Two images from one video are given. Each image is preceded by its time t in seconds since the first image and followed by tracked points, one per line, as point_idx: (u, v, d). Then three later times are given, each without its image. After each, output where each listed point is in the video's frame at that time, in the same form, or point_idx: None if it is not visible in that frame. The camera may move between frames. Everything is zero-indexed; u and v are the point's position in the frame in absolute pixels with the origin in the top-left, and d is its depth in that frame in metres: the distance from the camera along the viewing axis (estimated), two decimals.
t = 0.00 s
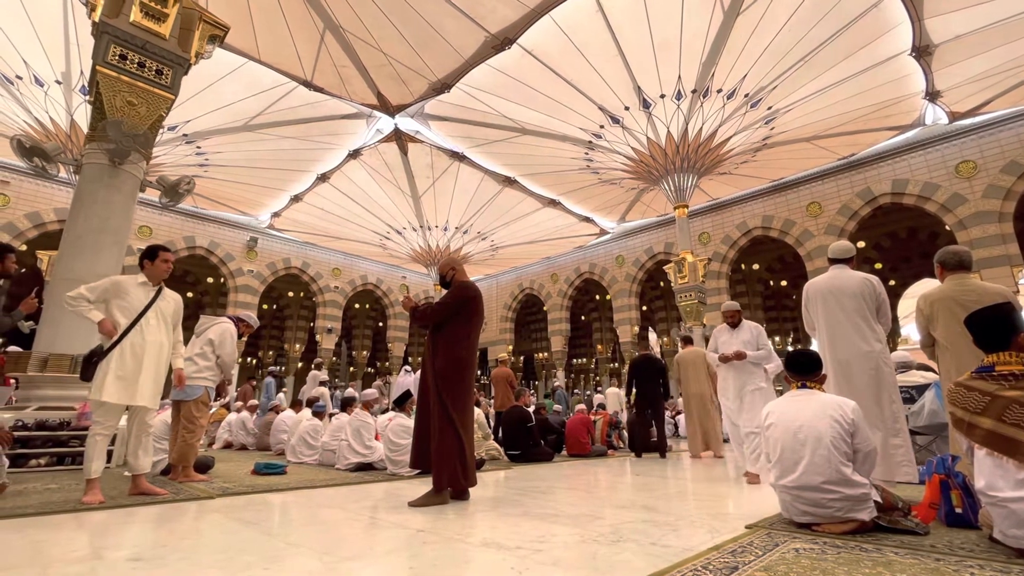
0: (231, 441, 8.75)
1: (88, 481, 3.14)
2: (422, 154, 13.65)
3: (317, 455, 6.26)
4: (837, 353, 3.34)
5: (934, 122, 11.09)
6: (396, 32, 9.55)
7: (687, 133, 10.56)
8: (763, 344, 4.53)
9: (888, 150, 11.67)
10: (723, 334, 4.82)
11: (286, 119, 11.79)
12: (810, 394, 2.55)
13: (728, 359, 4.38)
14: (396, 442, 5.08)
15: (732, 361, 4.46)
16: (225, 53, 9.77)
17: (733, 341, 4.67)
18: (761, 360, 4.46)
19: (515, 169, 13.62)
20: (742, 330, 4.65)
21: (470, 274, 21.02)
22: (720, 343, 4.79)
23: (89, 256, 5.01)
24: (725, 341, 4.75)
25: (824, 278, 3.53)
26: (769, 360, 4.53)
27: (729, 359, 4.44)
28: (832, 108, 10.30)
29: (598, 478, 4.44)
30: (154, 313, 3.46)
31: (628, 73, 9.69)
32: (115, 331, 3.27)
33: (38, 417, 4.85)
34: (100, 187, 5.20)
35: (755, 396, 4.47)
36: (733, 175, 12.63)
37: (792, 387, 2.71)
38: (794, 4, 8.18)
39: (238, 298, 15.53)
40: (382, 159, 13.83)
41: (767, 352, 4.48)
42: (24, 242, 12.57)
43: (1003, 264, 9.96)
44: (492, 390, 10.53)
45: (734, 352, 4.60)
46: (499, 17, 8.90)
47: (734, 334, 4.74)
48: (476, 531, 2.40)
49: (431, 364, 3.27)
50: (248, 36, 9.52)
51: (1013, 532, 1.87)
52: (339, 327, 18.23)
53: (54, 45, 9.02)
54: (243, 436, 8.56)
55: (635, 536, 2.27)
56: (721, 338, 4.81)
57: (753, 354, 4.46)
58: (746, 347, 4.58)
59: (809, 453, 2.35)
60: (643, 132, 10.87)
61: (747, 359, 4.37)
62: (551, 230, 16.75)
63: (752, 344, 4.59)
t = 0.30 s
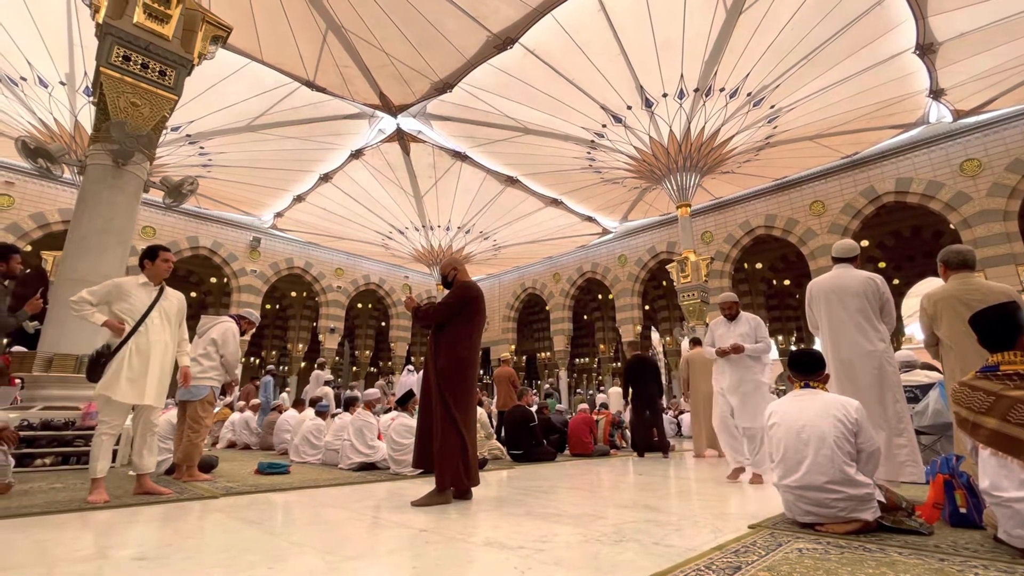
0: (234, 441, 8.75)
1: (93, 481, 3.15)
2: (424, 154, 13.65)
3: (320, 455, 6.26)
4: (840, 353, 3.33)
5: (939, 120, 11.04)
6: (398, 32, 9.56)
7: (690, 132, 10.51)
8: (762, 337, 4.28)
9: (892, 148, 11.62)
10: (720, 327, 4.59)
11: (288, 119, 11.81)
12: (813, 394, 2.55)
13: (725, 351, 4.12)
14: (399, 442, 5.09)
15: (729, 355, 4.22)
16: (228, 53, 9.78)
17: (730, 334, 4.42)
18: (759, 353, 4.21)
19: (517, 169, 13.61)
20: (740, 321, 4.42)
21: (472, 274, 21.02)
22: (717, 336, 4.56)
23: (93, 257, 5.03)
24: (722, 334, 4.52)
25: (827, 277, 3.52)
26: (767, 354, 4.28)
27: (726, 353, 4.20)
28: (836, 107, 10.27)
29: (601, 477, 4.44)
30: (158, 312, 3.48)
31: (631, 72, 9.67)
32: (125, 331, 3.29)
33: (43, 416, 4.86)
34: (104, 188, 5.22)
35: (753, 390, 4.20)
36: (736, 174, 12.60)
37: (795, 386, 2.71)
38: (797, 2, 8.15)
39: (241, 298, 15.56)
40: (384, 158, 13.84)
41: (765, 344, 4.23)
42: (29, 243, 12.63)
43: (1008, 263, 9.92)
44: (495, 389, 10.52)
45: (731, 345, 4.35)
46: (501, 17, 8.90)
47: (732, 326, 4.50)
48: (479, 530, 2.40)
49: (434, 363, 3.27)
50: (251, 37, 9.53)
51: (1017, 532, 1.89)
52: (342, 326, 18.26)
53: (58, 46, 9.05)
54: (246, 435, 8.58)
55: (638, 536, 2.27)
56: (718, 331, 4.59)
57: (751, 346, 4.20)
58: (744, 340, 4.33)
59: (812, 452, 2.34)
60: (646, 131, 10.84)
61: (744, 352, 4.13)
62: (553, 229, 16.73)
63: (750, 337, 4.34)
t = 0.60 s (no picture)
0: (238, 440, 8.78)
1: (98, 480, 3.16)
2: (426, 154, 13.66)
3: (323, 454, 6.27)
4: (843, 352, 3.33)
5: (944, 118, 10.99)
6: (401, 32, 9.57)
7: (693, 131, 10.48)
8: (755, 335, 4.11)
9: (896, 146, 11.57)
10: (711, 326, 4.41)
11: (291, 120, 11.84)
12: (817, 393, 2.54)
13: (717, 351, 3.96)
14: (403, 441, 5.12)
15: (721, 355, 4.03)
16: (231, 54, 9.81)
17: (723, 333, 4.25)
18: (753, 352, 4.03)
19: (519, 168, 13.61)
20: (731, 320, 4.25)
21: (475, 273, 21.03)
22: (708, 336, 4.38)
23: (98, 257, 5.06)
24: (713, 334, 4.35)
25: (829, 276, 3.51)
26: (762, 352, 4.11)
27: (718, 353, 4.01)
28: (839, 105, 10.23)
29: (604, 477, 4.44)
30: (161, 312, 3.50)
31: (633, 70, 9.64)
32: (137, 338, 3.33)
33: (49, 416, 4.91)
34: (108, 188, 5.23)
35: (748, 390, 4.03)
36: (739, 172, 12.57)
37: (798, 385, 2.70)
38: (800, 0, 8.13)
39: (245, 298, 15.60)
40: (386, 158, 13.85)
41: (758, 342, 4.05)
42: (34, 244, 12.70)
43: (1012, 261, 9.88)
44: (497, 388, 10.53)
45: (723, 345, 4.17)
46: (503, 16, 8.90)
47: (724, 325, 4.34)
48: (483, 529, 2.41)
49: (436, 362, 3.28)
50: (254, 37, 9.56)
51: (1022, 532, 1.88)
52: (345, 326, 18.30)
53: (62, 48, 9.09)
54: (250, 435, 8.61)
55: (642, 536, 2.26)
56: (709, 331, 4.41)
57: (745, 345, 4.02)
58: (736, 338, 4.16)
59: (816, 451, 2.34)
60: (648, 130, 10.81)
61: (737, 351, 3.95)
62: (556, 228, 16.72)
63: (743, 335, 4.17)
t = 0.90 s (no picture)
0: (243, 439, 8.82)
1: (104, 478, 3.17)
2: (429, 153, 13.66)
3: (327, 453, 6.29)
4: (847, 351, 3.31)
5: (949, 114, 10.92)
6: (403, 31, 9.57)
7: (696, 129, 10.43)
8: (745, 326, 3.99)
9: (901, 143, 11.51)
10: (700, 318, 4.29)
11: (294, 120, 11.87)
12: (822, 391, 2.53)
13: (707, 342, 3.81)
14: (406, 439, 5.13)
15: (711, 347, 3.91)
16: (234, 54, 9.83)
17: (713, 324, 4.11)
18: (744, 343, 3.89)
19: (522, 167, 13.61)
20: (721, 311, 4.13)
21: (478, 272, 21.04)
22: (697, 327, 4.26)
23: (103, 257, 5.09)
24: (702, 326, 4.23)
25: (833, 274, 3.49)
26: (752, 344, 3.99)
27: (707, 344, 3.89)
28: (844, 102, 10.18)
29: (608, 475, 4.43)
30: (169, 313, 3.53)
31: (636, 68, 9.61)
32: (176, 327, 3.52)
33: (55, 415, 4.95)
34: (113, 188, 5.26)
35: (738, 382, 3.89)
36: (743, 170, 12.52)
37: (803, 384, 2.69)
38: None
39: (249, 297, 15.63)
40: (390, 158, 13.86)
41: (749, 334, 3.91)
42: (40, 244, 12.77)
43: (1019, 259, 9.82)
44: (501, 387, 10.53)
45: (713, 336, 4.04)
46: (506, 15, 8.89)
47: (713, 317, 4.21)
48: (486, 528, 2.41)
49: (440, 361, 3.28)
50: (257, 37, 9.58)
51: None
52: (348, 325, 18.33)
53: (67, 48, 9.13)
54: (255, 433, 8.64)
55: (646, 534, 2.27)
56: (698, 323, 4.29)
57: (735, 336, 3.88)
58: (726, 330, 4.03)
59: (821, 450, 2.33)
60: (651, 128, 10.79)
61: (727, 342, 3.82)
62: (559, 227, 16.70)
63: (733, 326, 4.04)
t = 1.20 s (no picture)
0: (248, 437, 8.86)
1: (112, 476, 3.20)
2: (432, 152, 13.67)
3: (331, 451, 6.30)
4: (852, 349, 3.30)
5: (955, 111, 10.85)
6: (406, 30, 9.58)
7: (700, 126, 10.41)
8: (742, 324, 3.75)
9: (907, 140, 11.45)
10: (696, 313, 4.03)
11: (298, 119, 11.90)
12: (826, 390, 2.53)
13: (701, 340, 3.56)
14: (411, 438, 5.13)
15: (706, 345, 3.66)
16: (238, 53, 9.86)
17: (708, 321, 3.86)
18: (740, 343, 3.63)
19: (525, 166, 13.61)
20: (718, 308, 3.87)
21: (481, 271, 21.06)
22: (693, 324, 4.00)
23: (109, 257, 5.12)
24: (698, 322, 3.96)
25: (838, 272, 3.47)
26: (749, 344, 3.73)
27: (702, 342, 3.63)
28: (848, 99, 10.13)
29: (612, 474, 4.43)
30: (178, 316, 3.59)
31: (640, 66, 9.58)
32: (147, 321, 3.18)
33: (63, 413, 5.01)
34: (119, 188, 5.29)
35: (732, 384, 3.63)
36: (747, 168, 12.49)
37: (807, 382, 2.68)
38: None
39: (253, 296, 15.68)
40: (393, 156, 13.87)
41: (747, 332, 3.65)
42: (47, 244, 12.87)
43: None
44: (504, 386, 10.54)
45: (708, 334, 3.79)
46: (508, 13, 8.88)
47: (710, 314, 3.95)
48: (490, 526, 2.41)
49: (444, 361, 3.29)
50: (261, 37, 9.60)
51: None
52: (352, 324, 18.36)
53: (72, 49, 9.18)
54: (260, 432, 8.65)
55: (650, 532, 2.27)
56: (694, 319, 4.03)
57: (731, 334, 3.63)
58: (723, 327, 3.78)
59: (826, 449, 2.33)
60: (655, 126, 10.76)
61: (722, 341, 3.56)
62: (562, 226, 16.69)
63: (730, 324, 3.79)
